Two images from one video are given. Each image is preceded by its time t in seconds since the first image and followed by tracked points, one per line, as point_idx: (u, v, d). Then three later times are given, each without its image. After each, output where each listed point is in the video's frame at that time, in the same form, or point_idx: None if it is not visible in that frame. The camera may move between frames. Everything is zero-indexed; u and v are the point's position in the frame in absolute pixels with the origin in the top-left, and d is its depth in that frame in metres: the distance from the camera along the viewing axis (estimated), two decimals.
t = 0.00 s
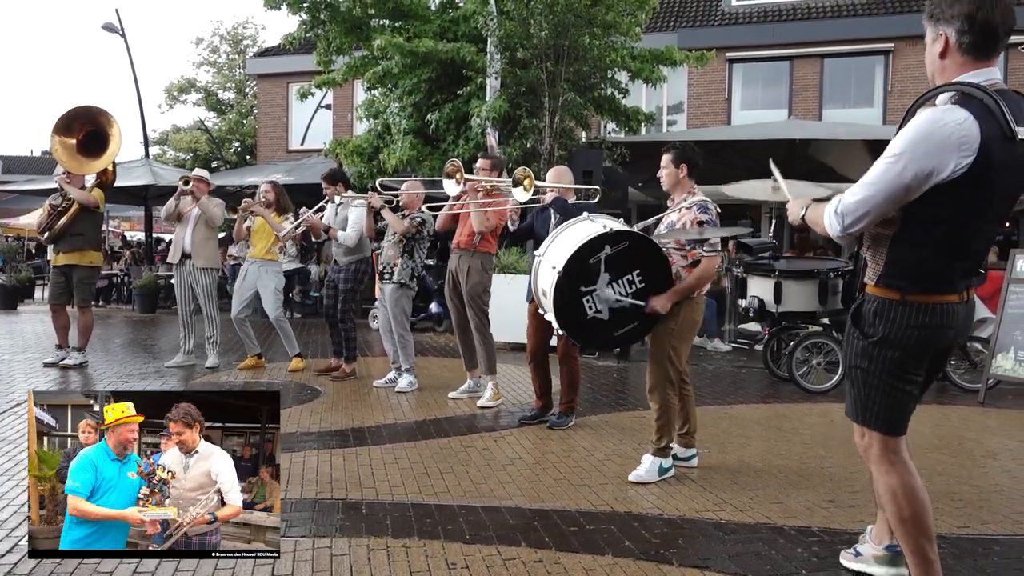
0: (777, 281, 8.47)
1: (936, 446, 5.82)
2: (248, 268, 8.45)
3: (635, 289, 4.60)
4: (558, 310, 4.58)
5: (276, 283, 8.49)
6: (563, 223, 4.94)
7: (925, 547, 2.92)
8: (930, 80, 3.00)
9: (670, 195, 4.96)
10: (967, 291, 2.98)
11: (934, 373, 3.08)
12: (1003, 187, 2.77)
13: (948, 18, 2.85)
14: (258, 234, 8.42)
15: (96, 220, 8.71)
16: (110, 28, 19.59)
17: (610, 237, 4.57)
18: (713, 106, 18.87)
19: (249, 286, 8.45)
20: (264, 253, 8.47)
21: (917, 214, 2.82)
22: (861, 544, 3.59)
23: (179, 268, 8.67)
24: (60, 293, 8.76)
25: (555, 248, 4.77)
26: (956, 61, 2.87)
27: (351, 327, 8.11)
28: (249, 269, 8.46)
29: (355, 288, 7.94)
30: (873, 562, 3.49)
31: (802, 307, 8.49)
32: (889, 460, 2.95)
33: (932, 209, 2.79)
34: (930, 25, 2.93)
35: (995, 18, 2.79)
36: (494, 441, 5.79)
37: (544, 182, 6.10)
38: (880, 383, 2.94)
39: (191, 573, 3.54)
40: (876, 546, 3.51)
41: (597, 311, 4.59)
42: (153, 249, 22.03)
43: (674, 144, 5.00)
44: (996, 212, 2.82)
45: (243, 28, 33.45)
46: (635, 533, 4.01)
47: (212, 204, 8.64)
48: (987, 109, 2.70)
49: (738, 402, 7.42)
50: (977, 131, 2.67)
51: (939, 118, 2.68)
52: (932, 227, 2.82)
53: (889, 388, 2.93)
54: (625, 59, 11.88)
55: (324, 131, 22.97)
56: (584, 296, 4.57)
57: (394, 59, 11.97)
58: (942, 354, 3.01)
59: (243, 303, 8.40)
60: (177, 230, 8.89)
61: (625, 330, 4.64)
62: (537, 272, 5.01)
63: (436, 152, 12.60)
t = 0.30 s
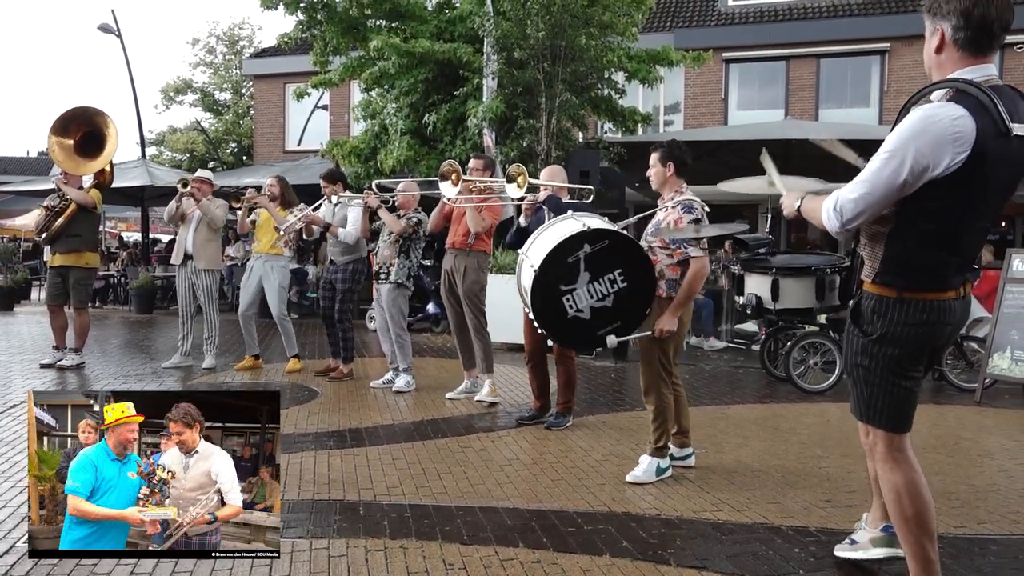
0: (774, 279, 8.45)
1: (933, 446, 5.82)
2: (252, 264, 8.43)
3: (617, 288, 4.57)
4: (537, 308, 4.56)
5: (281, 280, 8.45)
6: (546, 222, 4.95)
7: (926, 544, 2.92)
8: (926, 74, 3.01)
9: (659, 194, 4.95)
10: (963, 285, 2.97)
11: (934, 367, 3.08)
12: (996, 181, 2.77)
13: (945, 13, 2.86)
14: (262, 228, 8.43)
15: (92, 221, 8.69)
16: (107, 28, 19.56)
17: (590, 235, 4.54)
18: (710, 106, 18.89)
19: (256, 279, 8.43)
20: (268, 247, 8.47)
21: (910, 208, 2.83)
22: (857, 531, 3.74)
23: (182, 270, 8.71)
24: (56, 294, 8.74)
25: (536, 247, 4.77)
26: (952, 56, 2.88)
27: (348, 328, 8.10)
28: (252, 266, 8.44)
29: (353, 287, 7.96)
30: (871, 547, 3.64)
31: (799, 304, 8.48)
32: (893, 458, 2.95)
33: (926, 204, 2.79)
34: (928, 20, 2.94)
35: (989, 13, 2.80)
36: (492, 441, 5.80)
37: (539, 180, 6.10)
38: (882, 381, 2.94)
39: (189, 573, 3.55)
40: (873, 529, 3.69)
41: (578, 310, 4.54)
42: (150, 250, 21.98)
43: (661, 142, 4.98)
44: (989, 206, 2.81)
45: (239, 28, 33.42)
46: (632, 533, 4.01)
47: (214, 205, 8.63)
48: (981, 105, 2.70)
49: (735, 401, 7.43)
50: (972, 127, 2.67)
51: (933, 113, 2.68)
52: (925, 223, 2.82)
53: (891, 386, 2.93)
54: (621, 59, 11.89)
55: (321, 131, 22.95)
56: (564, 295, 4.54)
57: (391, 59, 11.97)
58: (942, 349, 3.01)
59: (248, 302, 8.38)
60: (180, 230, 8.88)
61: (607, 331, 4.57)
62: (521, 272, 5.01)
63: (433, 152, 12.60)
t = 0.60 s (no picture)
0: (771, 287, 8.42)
1: (932, 446, 5.83)
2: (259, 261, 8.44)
3: (604, 290, 4.64)
4: (523, 307, 4.71)
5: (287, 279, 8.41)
6: (538, 222, 5.10)
7: (919, 547, 2.93)
8: (922, 84, 3.01)
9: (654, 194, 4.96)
10: (957, 293, 2.98)
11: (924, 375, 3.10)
12: (993, 190, 2.77)
13: (935, 24, 2.87)
14: (270, 225, 8.40)
15: (90, 223, 8.68)
16: (104, 29, 19.55)
17: (576, 237, 4.67)
18: (708, 107, 18.91)
19: (262, 277, 8.43)
20: (276, 245, 8.40)
21: (910, 216, 2.82)
22: (857, 538, 3.68)
23: (184, 272, 8.69)
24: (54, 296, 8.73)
25: (526, 247, 4.92)
26: (945, 67, 2.89)
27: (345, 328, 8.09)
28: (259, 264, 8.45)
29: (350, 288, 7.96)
30: (871, 555, 3.59)
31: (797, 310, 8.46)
32: (883, 461, 2.95)
33: (925, 214, 2.80)
34: (918, 32, 2.95)
35: (978, 22, 2.81)
36: (490, 442, 5.80)
37: (535, 181, 6.08)
38: (872, 385, 2.94)
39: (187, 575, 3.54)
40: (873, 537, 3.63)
41: (565, 310, 4.65)
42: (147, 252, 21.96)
43: (658, 142, 4.98)
44: (987, 214, 2.82)
45: (237, 29, 33.43)
46: (630, 534, 4.01)
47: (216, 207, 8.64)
48: (980, 116, 2.69)
49: (734, 402, 7.43)
50: (970, 138, 2.67)
51: (932, 125, 2.68)
52: (923, 230, 2.82)
53: (881, 390, 2.93)
54: (619, 60, 11.90)
55: (319, 132, 22.95)
56: (551, 296, 4.66)
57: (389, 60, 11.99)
58: (934, 355, 3.01)
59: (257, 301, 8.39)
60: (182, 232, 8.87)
61: (594, 331, 4.65)
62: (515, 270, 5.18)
63: (432, 153, 12.61)
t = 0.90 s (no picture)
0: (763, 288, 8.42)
1: (924, 444, 5.85)
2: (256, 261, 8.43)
3: (591, 289, 4.71)
4: (509, 305, 4.75)
5: (283, 280, 8.37)
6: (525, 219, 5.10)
7: (909, 546, 2.94)
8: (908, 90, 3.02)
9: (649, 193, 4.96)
10: (949, 295, 2.99)
11: (916, 375, 3.11)
12: (986, 191, 2.78)
13: (917, 28, 2.89)
14: (268, 226, 8.38)
15: (82, 224, 8.65)
16: (96, 29, 19.48)
17: (562, 236, 4.70)
18: (701, 107, 18.94)
19: (260, 277, 8.43)
20: (273, 244, 8.38)
21: (903, 219, 2.83)
22: (856, 541, 3.66)
23: (179, 272, 8.67)
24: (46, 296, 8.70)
25: (512, 244, 4.94)
26: (930, 71, 2.89)
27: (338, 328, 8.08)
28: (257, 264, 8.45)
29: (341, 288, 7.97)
30: (868, 560, 3.56)
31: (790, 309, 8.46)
32: (872, 460, 2.96)
33: (915, 215, 2.81)
34: (901, 37, 2.97)
35: (960, 23, 2.82)
36: (484, 442, 5.80)
37: (525, 180, 6.07)
38: (862, 384, 2.95)
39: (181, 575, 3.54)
40: (871, 543, 3.59)
41: (551, 309, 4.72)
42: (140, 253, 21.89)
43: (652, 141, 4.99)
44: (981, 215, 2.82)
45: (230, 29, 33.35)
46: (624, 533, 4.01)
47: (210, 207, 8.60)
48: (970, 118, 2.70)
49: (727, 401, 7.44)
50: (960, 141, 2.68)
51: (924, 126, 2.69)
52: (919, 234, 2.83)
53: (871, 389, 2.94)
54: (613, 60, 11.90)
55: (313, 132, 22.92)
56: (538, 294, 4.72)
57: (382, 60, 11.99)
58: (926, 356, 3.03)
59: (254, 300, 8.41)
60: (178, 233, 8.85)
61: (582, 330, 4.75)
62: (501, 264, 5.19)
63: (425, 153, 12.61)
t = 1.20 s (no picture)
0: (759, 280, 8.39)
1: (920, 444, 5.86)
2: (252, 262, 8.41)
3: (589, 291, 4.75)
4: (513, 311, 4.90)
5: (279, 280, 8.36)
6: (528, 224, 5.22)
7: (913, 542, 2.94)
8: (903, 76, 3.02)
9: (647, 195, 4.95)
10: (946, 284, 2.99)
11: (921, 365, 3.11)
12: (977, 180, 2.78)
13: (913, 14, 2.89)
14: (264, 226, 8.38)
15: (79, 224, 8.63)
16: (93, 29, 19.46)
17: (556, 240, 4.80)
18: (698, 107, 18.96)
19: (255, 278, 8.40)
20: (269, 244, 8.36)
21: (896, 208, 2.83)
22: (852, 538, 3.67)
23: (176, 272, 8.70)
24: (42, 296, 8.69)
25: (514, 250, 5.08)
26: (925, 58, 2.90)
27: (336, 328, 8.07)
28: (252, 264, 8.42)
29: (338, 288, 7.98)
30: (864, 556, 3.57)
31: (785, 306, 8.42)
32: (880, 457, 2.96)
33: (907, 204, 2.81)
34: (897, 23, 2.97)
35: (956, 10, 2.82)
36: (481, 442, 5.80)
37: (519, 181, 6.06)
38: (867, 380, 2.95)
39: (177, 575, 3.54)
40: (868, 538, 3.62)
41: (552, 312, 4.83)
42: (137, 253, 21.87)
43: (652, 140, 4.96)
44: (973, 204, 2.82)
45: (227, 29, 33.32)
46: (620, 534, 4.01)
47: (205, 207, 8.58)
48: (962, 106, 2.71)
49: (724, 401, 7.45)
50: (951, 129, 2.68)
51: (915, 114, 2.70)
52: (910, 222, 2.83)
53: (876, 385, 2.94)
54: (610, 60, 11.90)
55: (310, 132, 22.90)
56: (537, 298, 4.84)
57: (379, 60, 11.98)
58: (929, 347, 3.03)
59: (249, 301, 8.37)
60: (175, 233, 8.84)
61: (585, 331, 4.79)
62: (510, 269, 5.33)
63: (422, 153, 12.61)
